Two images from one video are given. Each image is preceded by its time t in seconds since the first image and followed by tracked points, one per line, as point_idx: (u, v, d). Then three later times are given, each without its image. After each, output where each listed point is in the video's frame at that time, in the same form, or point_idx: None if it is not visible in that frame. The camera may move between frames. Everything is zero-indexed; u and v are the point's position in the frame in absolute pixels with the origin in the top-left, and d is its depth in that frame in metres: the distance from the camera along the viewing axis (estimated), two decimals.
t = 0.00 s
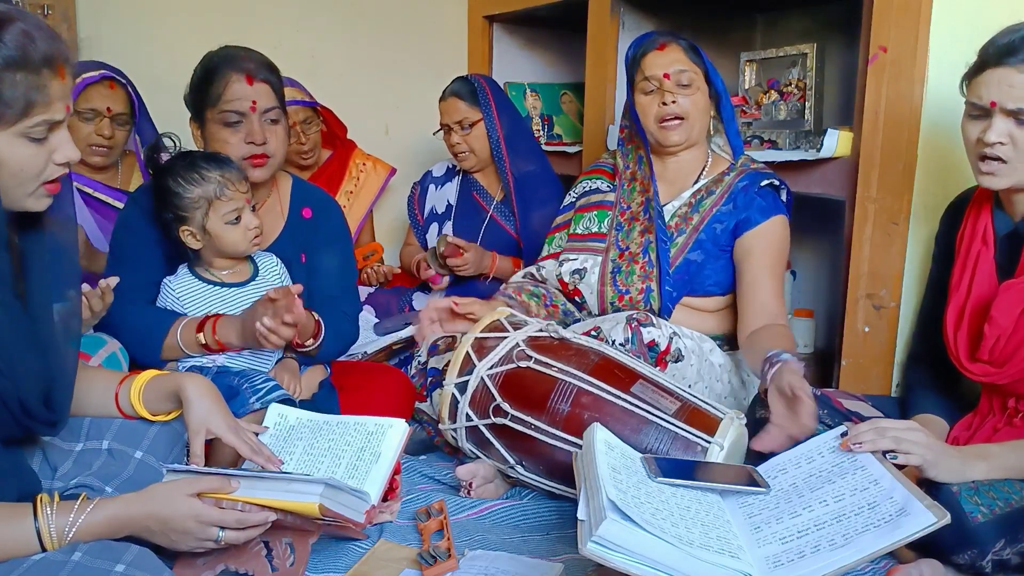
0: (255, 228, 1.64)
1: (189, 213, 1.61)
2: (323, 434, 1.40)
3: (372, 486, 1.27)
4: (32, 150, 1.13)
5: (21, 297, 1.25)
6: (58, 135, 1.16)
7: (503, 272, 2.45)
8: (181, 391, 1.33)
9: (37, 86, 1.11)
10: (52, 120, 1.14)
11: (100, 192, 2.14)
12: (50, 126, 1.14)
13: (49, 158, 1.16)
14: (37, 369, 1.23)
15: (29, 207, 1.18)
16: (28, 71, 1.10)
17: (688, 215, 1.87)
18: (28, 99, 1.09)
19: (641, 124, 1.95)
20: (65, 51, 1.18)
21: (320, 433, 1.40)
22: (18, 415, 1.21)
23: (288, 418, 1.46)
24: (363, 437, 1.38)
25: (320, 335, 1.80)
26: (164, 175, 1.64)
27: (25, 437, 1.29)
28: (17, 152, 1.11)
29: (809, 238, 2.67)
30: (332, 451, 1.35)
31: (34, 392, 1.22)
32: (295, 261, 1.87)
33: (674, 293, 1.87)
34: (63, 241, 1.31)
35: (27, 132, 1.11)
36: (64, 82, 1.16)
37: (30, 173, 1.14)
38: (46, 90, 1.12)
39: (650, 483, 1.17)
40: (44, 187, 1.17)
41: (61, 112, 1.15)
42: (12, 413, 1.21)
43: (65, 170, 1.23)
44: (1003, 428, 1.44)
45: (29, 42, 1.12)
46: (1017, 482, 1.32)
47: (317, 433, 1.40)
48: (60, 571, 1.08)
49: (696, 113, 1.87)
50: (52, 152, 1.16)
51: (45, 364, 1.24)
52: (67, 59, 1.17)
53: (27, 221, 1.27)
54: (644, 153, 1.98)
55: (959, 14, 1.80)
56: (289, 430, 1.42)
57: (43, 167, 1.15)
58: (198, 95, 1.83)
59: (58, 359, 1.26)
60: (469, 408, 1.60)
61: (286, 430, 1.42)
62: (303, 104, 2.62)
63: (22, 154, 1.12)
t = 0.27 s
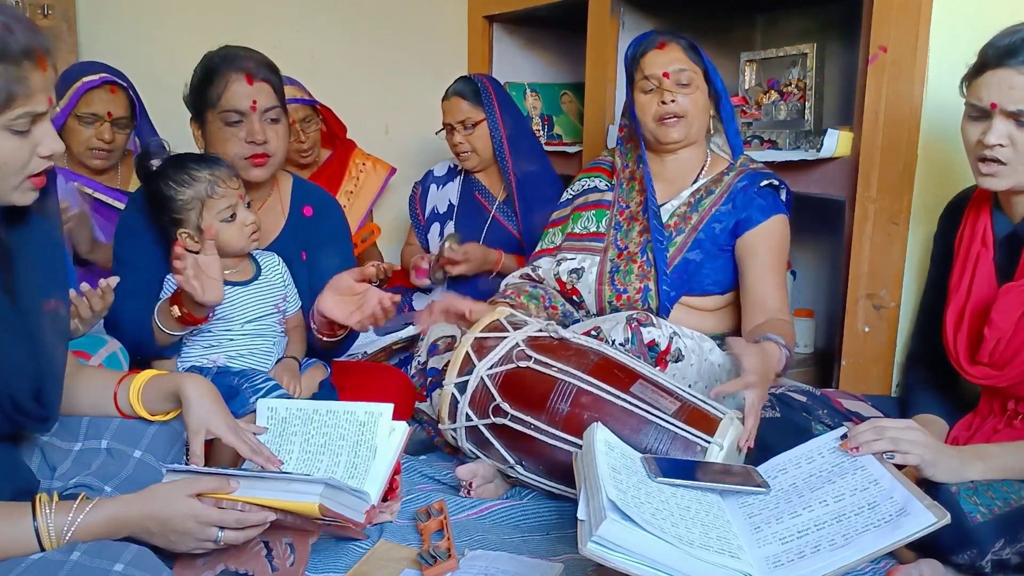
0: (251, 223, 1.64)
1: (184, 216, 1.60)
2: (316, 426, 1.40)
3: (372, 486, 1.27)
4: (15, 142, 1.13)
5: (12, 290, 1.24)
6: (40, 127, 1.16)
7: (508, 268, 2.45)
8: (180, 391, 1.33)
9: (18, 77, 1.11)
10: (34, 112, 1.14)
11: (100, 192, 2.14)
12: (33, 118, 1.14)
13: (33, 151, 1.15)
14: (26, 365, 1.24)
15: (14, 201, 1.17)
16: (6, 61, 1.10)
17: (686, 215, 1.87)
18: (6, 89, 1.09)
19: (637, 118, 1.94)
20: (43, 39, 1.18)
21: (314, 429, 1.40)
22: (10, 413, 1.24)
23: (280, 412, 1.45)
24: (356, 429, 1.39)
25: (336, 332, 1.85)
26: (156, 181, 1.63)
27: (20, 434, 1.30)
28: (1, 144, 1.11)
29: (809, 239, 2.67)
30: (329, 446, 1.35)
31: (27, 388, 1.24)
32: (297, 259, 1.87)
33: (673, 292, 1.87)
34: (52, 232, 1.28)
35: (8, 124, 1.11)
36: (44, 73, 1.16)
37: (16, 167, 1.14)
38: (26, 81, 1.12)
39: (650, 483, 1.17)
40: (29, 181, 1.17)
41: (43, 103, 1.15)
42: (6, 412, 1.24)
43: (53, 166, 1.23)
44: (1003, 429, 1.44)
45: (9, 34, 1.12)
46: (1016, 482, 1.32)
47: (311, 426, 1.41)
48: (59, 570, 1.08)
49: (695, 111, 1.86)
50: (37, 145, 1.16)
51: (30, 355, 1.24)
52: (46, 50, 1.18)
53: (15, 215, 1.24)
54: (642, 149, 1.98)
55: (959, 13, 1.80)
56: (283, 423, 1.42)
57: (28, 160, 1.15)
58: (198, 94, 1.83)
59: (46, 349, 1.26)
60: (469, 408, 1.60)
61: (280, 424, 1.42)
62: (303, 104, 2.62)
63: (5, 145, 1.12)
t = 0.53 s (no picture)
0: (253, 228, 1.64)
1: (184, 223, 1.61)
2: (319, 428, 1.40)
3: (372, 486, 1.27)
4: (16, 142, 1.13)
5: (11, 290, 1.24)
6: (41, 127, 1.16)
7: (500, 274, 2.43)
8: (180, 391, 1.33)
9: (20, 77, 1.11)
10: (34, 113, 1.14)
11: (103, 194, 2.14)
12: (34, 118, 1.14)
13: (35, 151, 1.16)
14: (26, 362, 1.24)
15: (16, 200, 1.17)
16: (8, 61, 1.10)
17: (688, 216, 1.87)
18: (8, 89, 1.09)
19: (639, 122, 1.94)
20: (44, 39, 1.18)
21: (315, 430, 1.40)
22: (9, 411, 1.23)
23: (280, 412, 1.46)
24: (358, 432, 1.39)
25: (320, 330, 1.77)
26: (155, 187, 1.64)
27: (19, 434, 1.30)
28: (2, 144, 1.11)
29: (809, 239, 2.67)
30: (330, 447, 1.35)
31: (25, 386, 1.23)
32: (297, 259, 1.87)
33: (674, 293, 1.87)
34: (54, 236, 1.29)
35: (9, 125, 1.11)
36: (46, 74, 1.16)
37: (17, 167, 1.14)
38: (27, 81, 1.12)
39: (650, 483, 1.17)
40: (32, 181, 1.17)
41: (45, 104, 1.16)
42: (4, 410, 1.23)
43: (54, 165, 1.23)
44: (1003, 430, 1.44)
45: (10, 34, 1.12)
46: (1015, 483, 1.32)
47: (313, 427, 1.41)
48: (59, 570, 1.08)
49: (697, 112, 1.86)
50: (38, 145, 1.16)
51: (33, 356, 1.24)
52: (48, 50, 1.17)
53: (13, 216, 1.25)
54: (643, 154, 1.98)
55: (959, 13, 1.80)
56: (284, 423, 1.43)
57: (29, 160, 1.15)
58: (196, 97, 1.83)
59: (45, 349, 1.26)
60: (469, 407, 1.60)
61: (280, 424, 1.43)
62: (303, 104, 2.62)
63: (7, 145, 1.12)
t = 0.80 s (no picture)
0: (246, 230, 1.64)
1: (178, 219, 1.62)
2: (312, 425, 1.40)
3: (372, 486, 1.27)
4: (30, 147, 1.13)
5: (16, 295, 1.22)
6: (54, 131, 1.16)
7: (506, 274, 2.44)
8: (181, 391, 1.33)
9: (33, 83, 1.11)
10: (49, 118, 1.14)
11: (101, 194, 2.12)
12: (47, 122, 1.14)
13: (48, 156, 1.15)
14: (33, 365, 1.22)
15: (28, 204, 1.17)
16: (23, 66, 1.10)
17: (688, 215, 1.87)
18: (22, 94, 1.10)
19: (638, 121, 1.94)
20: (59, 45, 1.18)
21: (313, 429, 1.40)
22: (14, 414, 1.22)
23: (276, 413, 1.44)
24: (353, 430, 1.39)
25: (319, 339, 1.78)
26: (154, 180, 1.65)
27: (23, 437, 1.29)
28: (15, 149, 1.11)
29: (809, 239, 2.67)
30: (326, 447, 1.35)
31: (31, 388, 1.22)
32: (295, 260, 1.87)
33: (674, 293, 1.87)
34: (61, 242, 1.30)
35: (24, 129, 1.11)
36: (60, 79, 1.16)
37: (29, 172, 1.14)
38: (41, 86, 1.13)
39: (650, 483, 1.17)
40: (45, 184, 1.17)
41: (57, 108, 1.16)
42: (9, 412, 1.22)
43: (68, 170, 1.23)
44: (1003, 430, 1.44)
45: (28, 40, 1.12)
46: (1015, 482, 1.32)
47: (306, 425, 1.40)
48: (59, 570, 1.08)
49: (698, 112, 1.86)
50: (50, 149, 1.16)
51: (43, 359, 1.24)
52: (62, 55, 1.18)
53: (24, 218, 1.24)
54: (639, 155, 1.98)
55: (959, 13, 1.80)
56: (280, 423, 1.42)
57: (42, 165, 1.15)
58: (194, 98, 1.83)
59: (55, 353, 1.26)
60: (469, 407, 1.60)
61: (277, 424, 1.43)
62: (303, 105, 2.62)
63: (18, 149, 1.12)
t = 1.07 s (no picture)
0: (244, 234, 1.64)
1: (178, 214, 1.61)
2: (320, 429, 1.40)
3: (372, 485, 1.27)
4: (39, 151, 1.13)
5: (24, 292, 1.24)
6: (65, 136, 1.16)
7: (499, 271, 2.43)
8: (181, 391, 1.33)
9: (47, 88, 1.11)
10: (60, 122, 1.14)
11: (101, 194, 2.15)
12: (58, 127, 1.14)
13: (56, 160, 1.16)
14: (39, 373, 1.23)
15: (39, 207, 1.18)
16: (37, 72, 1.10)
17: (690, 214, 1.87)
18: (36, 101, 1.10)
19: (642, 124, 1.95)
20: (75, 55, 1.18)
21: (317, 432, 1.40)
22: (18, 416, 1.22)
23: (284, 413, 1.46)
24: (359, 432, 1.39)
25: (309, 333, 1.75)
26: (158, 173, 1.64)
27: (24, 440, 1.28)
28: (25, 154, 1.12)
29: (809, 239, 2.67)
30: (331, 449, 1.35)
31: (36, 393, 1.22)
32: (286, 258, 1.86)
33: (673, 293, 1.87)
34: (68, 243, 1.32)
35: (34, 134, 1.12)
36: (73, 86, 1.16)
37: (39, 176, 1.14)
38: (55, 92, 1.13)
39: (650, 483, 1.17)
40: (53, 189, 1.18)
41: (70, 114, 1.16)
42: (12, 414, 1.21)
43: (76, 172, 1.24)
44: (1003, 430, 1.44)
45: (42, 45, 1.12)
46: (1015, 482, 1.32)
47: (315, 429, 1.41)
48: (60, 571, 1.08)
49: (699, 115, 1.86)
50: (59, 154, 1.16)
51: (47, 362, 1.23)
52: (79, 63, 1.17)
53: (32, 221, 1.27)
54: (647, 154, 1.98)
55: (960, 13, 1.80)
56: (287, 425, 1.43)
57: (51, 168, 1.15)
58: (191, 96, 1.83)
59: (59, 354, 1.26)
60: (469, 407, 1.60)
61: (283, 425, 1.43)
62: (303, 105, 2.62)
63: (29, 155, 1.12)
